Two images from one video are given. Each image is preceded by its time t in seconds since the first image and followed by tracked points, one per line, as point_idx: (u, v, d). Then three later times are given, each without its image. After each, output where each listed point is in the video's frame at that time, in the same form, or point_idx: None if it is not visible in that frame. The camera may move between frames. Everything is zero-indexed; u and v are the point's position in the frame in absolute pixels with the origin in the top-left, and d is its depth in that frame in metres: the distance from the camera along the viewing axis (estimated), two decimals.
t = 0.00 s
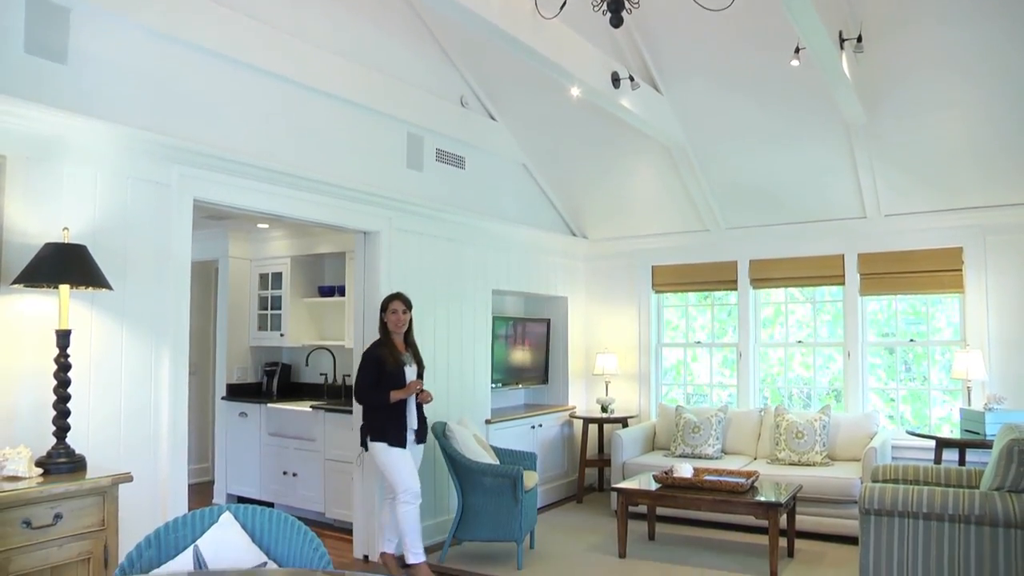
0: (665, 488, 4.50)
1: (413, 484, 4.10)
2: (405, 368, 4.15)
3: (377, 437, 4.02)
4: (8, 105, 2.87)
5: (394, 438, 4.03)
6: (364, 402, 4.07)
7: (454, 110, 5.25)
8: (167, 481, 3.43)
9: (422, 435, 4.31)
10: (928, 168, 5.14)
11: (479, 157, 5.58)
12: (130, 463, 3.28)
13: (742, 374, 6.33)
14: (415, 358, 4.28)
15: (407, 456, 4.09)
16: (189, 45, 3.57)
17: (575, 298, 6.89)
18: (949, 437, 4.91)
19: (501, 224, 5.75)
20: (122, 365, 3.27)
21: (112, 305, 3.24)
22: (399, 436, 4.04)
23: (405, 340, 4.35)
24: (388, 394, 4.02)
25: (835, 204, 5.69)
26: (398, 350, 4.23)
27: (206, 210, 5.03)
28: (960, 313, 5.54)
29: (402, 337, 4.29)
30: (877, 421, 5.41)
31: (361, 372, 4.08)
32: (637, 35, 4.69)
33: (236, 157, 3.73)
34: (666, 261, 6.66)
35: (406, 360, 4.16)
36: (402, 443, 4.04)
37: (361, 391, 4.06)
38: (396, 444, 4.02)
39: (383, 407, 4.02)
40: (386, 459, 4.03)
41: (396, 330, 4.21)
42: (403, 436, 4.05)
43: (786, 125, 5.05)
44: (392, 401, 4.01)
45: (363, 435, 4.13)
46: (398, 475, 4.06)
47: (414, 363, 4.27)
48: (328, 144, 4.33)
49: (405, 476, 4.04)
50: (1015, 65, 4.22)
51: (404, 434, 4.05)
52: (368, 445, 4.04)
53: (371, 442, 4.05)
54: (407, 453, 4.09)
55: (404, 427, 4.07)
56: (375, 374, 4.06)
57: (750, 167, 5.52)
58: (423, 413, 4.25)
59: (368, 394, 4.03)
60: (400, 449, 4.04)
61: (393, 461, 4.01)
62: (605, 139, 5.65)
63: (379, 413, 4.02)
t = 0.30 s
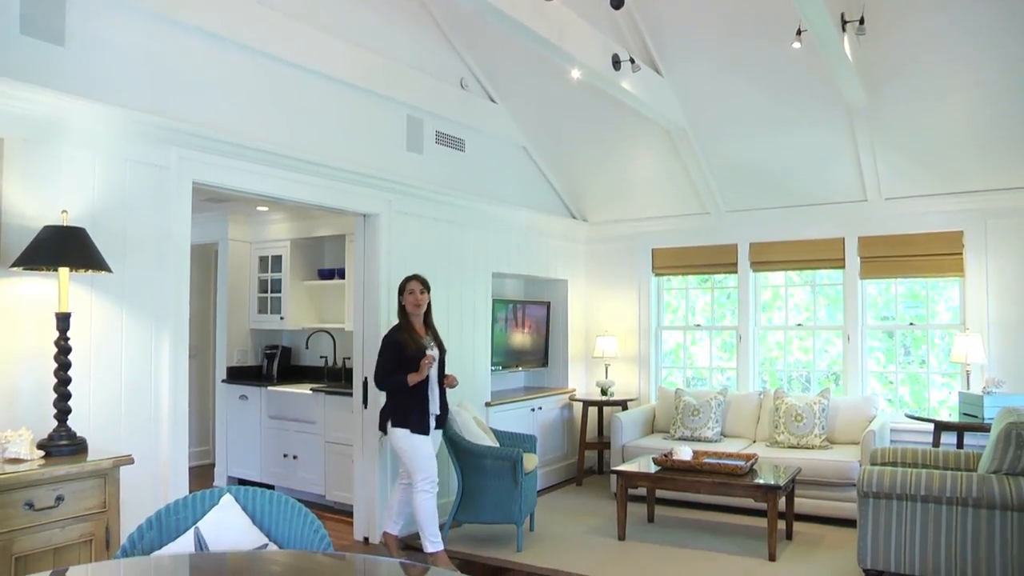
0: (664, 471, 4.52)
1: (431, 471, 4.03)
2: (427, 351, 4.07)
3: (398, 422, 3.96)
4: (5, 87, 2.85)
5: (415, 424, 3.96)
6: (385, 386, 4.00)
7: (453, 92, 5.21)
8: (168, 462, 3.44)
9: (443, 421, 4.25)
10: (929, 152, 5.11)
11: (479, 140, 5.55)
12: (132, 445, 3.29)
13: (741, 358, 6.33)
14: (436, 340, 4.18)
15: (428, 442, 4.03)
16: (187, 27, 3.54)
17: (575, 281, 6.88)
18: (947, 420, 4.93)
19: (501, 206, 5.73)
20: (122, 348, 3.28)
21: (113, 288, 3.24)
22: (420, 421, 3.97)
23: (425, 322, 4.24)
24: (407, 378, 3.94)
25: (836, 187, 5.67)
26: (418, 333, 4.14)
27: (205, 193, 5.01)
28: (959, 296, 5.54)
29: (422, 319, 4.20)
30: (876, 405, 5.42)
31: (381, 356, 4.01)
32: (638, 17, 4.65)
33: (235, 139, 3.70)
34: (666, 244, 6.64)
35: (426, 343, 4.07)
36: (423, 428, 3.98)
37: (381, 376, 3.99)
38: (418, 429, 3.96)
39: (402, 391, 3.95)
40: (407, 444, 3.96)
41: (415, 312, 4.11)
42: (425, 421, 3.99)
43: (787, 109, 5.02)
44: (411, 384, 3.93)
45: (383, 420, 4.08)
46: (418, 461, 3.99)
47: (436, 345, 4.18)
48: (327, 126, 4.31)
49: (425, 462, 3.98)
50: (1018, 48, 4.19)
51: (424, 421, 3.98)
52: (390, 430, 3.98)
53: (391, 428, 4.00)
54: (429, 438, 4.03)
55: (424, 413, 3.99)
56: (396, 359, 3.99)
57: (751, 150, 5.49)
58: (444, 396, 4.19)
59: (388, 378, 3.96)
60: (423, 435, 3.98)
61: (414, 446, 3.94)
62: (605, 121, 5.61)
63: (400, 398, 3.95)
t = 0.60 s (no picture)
0: (664, 453, 4.54)
1: (438, 456, 4.00)
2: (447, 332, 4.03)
3: (413, 404, 3.95)
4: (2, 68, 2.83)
5: (430, 406, 3.94)
6: (404, 367, 3.97)
7: (453, 74, 5.18)
8: (168, 445, 3.45)
9: (466, 404, 4.17)
10: (932, 134, 5.08)
11: (479, 122, 5.52)
12: (133, 428, 3.31)
13: (741, 340, 6.34)
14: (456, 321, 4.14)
15: (440, 428, 3.98)
16: (185, 8, 3.50)
17: (575, 263, 6.87)
18: (946, 403, 4.94)
19: (501, 189, 5.71)
20: (123, 331, 3.28)
21: (113, 270, 3.24)
22: (437, 403, 3.94)
23: (445, 301, 4.19)
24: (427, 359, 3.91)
25: (837, 170, 5.65)
26: (438, 313, 4.10)
27: (204, 175, 4.99)
28: (959, 280, 5.53)
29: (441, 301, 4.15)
30: (875, 388, 5.43)
31: (400, 337, 3.99)
32: None
33: (233, 121, 3.68)
34: (666, 227, 6.63)
35: (446, 323, 4.04)
36: (439, 411, 3.95)
37: (400, 357, 3.98)
38: (431, 413, 3.93)
39: (422, 372, 3.92)
40: (417, 427, 3.95)
41: (434, 292, 4.06)
42: (442, 404, 3.96)
43: (789, 92, 4.99)
44: (432, 365, 3.89)
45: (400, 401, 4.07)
46: (426, 445, 3.97)
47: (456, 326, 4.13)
48: (326, 108, 4.28)
49: (428, 448, 3.95)
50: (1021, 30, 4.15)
51: (440, 405, 3.95)
52: (406, 412, 3.97)
53: (406, 410, 3.99)
54: (443, 424, 3.98)
55: (442, 395, 3.97)
56: (415, 339, 3.97)
57: (752, 132, 5.47)
58: (465, 379, 4.12)
59: (407, 359, 3.94)
60: (436, 419, 3.94)
61: (421, 431, 3.91)
62: (606, 103, 5.58)
63: (419, 379, 3.94)
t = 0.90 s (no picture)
0: (664, 438, 4.55)
1: (449, 442, 3.94)
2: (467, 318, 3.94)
3: (429, 390, 3.89)
4: None
5: (446, 393, 3.86)
6: (422, 352, 3.93)
7: (453, 58, 5.14)
8: (168, 430, 3.46)
9: (487, 391, 4.04)
10: (934, 119, 5.05)
11: (479, 106, 5.49)
12: (133, 413, 3.31)
13: (740, 325, 6.34)
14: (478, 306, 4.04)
15: (454, 415, 3.90)
16: None
17: (574, 248, 6.86)
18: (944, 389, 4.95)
19: (501, 173, 5.69)
20: (123, 316, 3.28)
21: (113, 255, 3.23)
22: (453, 392, 3.86)
23: (467, 285, 4.08)
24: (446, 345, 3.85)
25: (839, 155, 5.63)
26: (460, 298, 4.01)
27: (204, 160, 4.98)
28: (959, 265, 5.53)
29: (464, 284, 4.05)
30: (875, 372, 5.44)
31: (419, 321, 3.94)
32: None
33: (232, 105, 3.66)
34: (666, 211, 6.61)
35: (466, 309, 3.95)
36: (455, 399, 3.86)
37: (419, 341, 3.93)
38: (446, 399, 3.86)
39: (440, 358, 3.85)
40: (432, 412, 3.91)
41: (456, 276, 3.95)
42: (458, 392, 3.87)
43: (791, 76, 4.96)
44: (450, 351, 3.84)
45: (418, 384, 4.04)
46: (439, 431, 3.92)
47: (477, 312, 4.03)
48: (325, 91, 4.25)
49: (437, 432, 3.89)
50: None
51: (457, 391, 3.86)
52: (421, 397, 3.92)
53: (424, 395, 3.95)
54: (459, 411, 3.90)
55: (459, 382, 3.88)
56: (434, 325, 3.91)
57: (754, 117, 5.44)
58: (485, 367, 4.01)
59: (426, 344, 3.89)
60: (450, 406, 3.87)
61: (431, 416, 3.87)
62: (606, 87, 5.54)
63: (437, 365, 3.87)
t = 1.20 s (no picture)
0: (663, 419, 4.56)
1: (475, 426, 3.82)
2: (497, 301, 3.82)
3: (459, 374, 3.77)
4: None
5: (475, 377, 3.73)
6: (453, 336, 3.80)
7: (453, 38, 5.10)
8: (170, 411, 3.46)
9: (521, 376, 3.85)
10: (936, 101, 5.02)
11: (479, 87, 5.45)
12: (134, 394, 3.32)
13: (740, 306, 6.34)
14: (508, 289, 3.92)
15: (482, 398, 3.77)
16: None
17: (574, 229, 6.83)
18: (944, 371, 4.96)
19: (501, 155, 5.66)
20: (123, 298, 3.27)
21: (113, 236, 3.22)
22: (482, 376, 3.72)
23: (496, 270, 3.95)
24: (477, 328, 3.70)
25: (841, 137, 5.60)
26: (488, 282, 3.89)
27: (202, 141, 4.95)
28: (959, 248, 5.52)
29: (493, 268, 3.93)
30: (875, 355, 5.45)
31: (450, 306, 3.82)
32: None
33: (231, 85, 3.64)
34: (667, 193, 6.59)
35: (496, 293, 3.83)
36: (483, 382, 3.73)
37: (450, 327, 3.81)
38: (474, 383, 3.73)
39: (469, 342, 3.72)
40: (459, 394, 3.79)
41: (484, 259, 3.84)
42: (487, 376, 3.73)
43: (793, 59, 4.92)
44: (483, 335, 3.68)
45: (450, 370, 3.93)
46: (466, 414, 3.80)
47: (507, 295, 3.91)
48: (325, 72, 4.22)
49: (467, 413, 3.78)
50: None
51: (485, 373, 3.73)
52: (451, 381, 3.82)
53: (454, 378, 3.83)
54: (487, 393, 3.76)
55: (488, 365, 3.72)
56: (464, 308, 3.79)
57: (755, 99, 5.40)
58: (518, 351, 3.82)
59: (456, 328, 3.76)
60: (477, 389, 3.74)
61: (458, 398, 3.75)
62: (608, 68, 5.50)
63: (467, 348, 3.75)
